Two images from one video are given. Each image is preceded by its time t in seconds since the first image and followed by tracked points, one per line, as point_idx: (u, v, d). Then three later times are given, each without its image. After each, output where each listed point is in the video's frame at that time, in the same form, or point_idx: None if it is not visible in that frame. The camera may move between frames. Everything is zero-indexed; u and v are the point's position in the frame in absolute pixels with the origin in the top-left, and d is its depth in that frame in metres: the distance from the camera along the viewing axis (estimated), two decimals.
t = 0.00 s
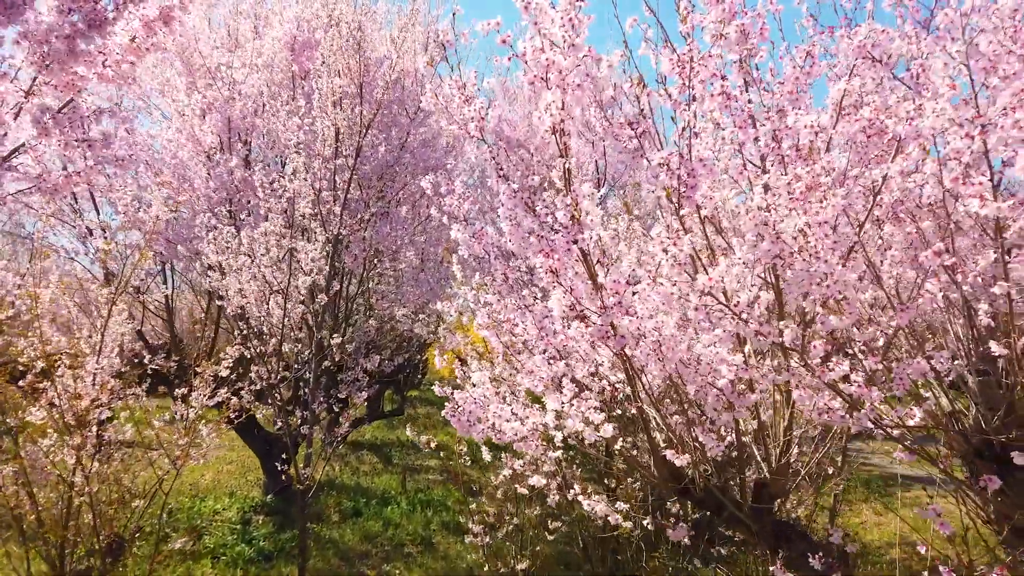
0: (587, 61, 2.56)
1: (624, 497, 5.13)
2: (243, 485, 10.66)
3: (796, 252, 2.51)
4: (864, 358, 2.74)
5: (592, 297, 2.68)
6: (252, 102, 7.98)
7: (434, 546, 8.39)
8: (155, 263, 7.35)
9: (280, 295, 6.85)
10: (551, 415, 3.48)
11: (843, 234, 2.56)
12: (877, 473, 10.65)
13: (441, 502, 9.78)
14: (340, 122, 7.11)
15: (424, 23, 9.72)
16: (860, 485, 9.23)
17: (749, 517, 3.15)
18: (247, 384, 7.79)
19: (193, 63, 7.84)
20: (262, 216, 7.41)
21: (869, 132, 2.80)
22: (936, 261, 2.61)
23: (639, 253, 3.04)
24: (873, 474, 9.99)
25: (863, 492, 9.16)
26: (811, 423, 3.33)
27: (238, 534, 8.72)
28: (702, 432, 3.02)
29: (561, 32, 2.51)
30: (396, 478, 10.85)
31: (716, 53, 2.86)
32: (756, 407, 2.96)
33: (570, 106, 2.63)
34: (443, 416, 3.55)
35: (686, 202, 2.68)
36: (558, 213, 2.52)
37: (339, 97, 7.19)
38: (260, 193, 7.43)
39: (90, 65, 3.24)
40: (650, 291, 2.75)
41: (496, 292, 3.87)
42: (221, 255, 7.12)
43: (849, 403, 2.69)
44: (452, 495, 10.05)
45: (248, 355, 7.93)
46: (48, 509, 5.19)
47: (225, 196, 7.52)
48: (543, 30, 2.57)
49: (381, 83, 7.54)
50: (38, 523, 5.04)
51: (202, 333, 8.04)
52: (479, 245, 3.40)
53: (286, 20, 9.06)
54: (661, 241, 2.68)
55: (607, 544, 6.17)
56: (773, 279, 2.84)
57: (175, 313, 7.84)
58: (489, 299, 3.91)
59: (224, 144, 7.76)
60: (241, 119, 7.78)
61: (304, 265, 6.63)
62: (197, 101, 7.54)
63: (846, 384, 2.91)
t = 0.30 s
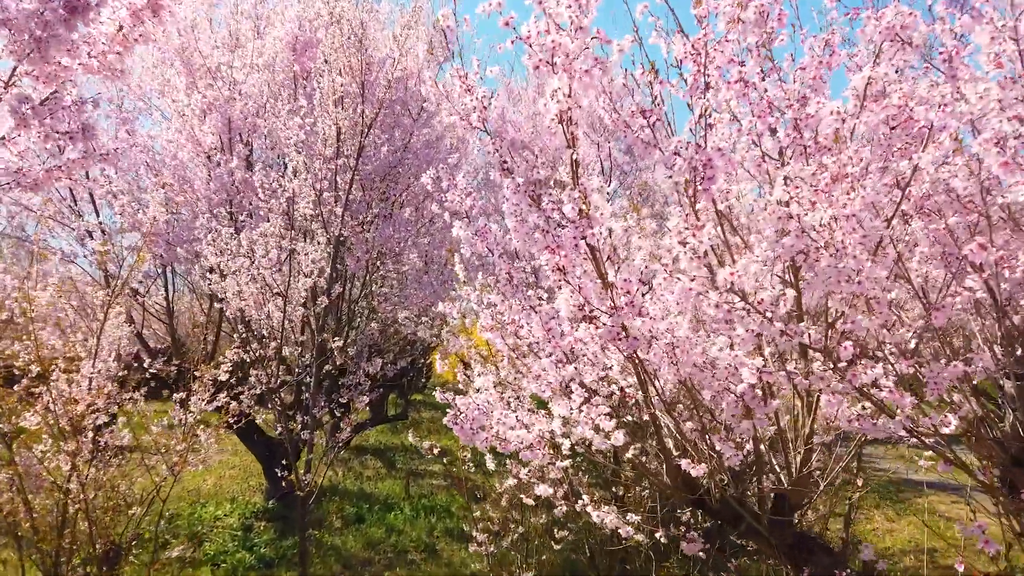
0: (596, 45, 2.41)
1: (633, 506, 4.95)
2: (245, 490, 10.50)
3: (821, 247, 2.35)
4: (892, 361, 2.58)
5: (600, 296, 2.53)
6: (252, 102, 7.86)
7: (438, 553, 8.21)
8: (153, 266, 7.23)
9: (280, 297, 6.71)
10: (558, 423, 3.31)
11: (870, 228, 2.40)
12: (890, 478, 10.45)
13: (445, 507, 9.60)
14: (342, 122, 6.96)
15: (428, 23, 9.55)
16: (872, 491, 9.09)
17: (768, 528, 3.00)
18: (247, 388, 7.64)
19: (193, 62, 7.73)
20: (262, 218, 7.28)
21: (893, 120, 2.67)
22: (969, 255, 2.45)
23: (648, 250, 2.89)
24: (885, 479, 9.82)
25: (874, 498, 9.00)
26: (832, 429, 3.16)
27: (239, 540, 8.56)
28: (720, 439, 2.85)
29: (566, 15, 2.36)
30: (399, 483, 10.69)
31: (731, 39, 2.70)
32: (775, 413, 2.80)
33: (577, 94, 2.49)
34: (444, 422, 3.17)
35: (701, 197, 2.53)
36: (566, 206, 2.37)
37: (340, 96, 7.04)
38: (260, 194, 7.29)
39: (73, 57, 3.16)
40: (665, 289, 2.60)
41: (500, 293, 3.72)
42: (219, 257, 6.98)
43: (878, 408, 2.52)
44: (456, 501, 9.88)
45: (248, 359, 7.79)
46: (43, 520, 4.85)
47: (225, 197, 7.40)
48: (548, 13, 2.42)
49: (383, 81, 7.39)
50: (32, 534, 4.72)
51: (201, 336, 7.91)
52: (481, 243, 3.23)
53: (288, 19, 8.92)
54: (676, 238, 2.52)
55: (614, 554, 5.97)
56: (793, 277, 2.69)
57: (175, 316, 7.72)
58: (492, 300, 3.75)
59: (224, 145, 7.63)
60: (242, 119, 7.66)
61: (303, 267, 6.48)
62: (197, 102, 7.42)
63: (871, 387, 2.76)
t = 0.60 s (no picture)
0: (610, 30, 2.30)
1: (645, 514, 4.81)
2: (249, 496, 10.40)
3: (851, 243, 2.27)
4: (924, 362, 2.44)
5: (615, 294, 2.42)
6: (256, 103, 7.76)
7: (443, 561, 8.06)
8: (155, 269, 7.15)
9: (283, 300, 6.60)
10: (569, 428, 3.19)
11: (897, 223, 2.29)
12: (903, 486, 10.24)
13: (450, 514, 9.46)
14: (346, 122, 6.86)
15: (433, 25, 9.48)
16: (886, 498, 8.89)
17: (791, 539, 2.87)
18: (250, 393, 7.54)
19: (197, 64, 7.68)
20: (265, 219, 7.18)
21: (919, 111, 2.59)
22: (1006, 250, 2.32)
23: (664, 247, 2.77)
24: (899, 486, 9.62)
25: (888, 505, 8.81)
26: (857, 434, 3.02)
27: (242, 547, 8.45)
28: (739, 445, 2.73)
29: None
30: (404, 489, 10.55)
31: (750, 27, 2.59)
32: (798, 418, 2.66)
33: (589, 84, 2.39)
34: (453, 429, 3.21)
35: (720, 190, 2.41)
36: (580, 201, 2.27)
37: (344, 96, 6.95)
38: (264, 196, 7.21)
39: (66, 50, 3.17)
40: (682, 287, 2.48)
41: (508, 294, 3.60)
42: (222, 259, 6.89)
43: (909, 412, 2.38)
44: (461, 507, 9.73)
45: (251, 363, 7.69)
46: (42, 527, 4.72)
47: (229, 200, 7.32)
48: None
49: (388, 82, 7.30)
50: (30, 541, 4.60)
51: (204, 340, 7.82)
52: (488, 242, 3.12)
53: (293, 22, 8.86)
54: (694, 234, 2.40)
55: (624, 563, 5.81)
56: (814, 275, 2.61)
57: (178, 319, 7.64)
58: (500, 301, 3.63)
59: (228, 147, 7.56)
60: (246, 121, 7.59)
61: (306, 269, 6.37)
62: (200, 103, 7.37)
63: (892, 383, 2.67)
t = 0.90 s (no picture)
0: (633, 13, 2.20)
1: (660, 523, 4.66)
2: (253, 502, 10.29)
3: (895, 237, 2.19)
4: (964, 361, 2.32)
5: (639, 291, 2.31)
6: (262, 105, 7.70)
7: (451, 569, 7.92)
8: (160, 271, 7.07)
9: (289, 303, 6.50)
10: (586, 432, 3.06)
11: (938, 214, 2.16)
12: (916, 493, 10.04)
13: (457, 521, 9.32)
14: (353, 123, 6.79)
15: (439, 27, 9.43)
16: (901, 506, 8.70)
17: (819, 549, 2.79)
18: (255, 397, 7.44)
19: (203, 66, 7.66)
20: (270, 222, 7.10)
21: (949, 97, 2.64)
22: None
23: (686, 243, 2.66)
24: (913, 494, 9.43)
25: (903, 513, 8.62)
26: (888, 439, 2.89)
27: (247, 553, 8.32)
28: (768, 451, 2.60)
29: None
30: (410, 496, 10.42)
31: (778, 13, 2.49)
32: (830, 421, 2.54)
33: (610, 71, 2.28)
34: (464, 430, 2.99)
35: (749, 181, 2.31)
36: (601, 193, 2.16)
37: (351, 98, 6.88)
38: (269, 198, 7.14)
39: (65, 41, 3.24)
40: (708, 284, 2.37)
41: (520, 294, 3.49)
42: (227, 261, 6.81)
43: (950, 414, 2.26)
44: (468, 514, 9.59)
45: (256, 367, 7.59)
46: (43, 534, 4.57)
47: (234, 202, 7.24)
48: None
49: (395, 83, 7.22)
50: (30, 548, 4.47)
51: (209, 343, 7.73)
52: (501, 240, 3.01)
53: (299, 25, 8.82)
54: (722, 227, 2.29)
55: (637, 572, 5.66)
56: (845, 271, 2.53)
57: (183, 323, 7.56)
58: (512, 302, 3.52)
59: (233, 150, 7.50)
60: (252, 123, 7.54)
61: (313, 272, 6.27)
62: (206, 105, 7.32)
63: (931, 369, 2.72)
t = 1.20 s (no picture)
0: None
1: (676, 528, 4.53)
2: (257, 505, 10.17)
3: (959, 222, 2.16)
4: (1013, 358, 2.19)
5: (668, 283, 2.17)
6: (266, 103, 7.62)
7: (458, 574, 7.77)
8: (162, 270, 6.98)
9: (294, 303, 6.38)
10: (605, 434, 2.93)
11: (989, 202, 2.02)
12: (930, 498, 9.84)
13: (464, 525, 9.17)
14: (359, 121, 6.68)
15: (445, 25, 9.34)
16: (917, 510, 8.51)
17: (852, 557, 2.71)
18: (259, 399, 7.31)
19: (208, 65, 7.63)
20: (275, 220, 6.99)
21: (986, 84, 2.60)
22: None
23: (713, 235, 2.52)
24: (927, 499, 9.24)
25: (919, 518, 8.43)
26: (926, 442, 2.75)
27: (251, 557, 8.20)
28: (802, 454, 2.46)
29: None
30: (416, 499, 10.28)
31: None
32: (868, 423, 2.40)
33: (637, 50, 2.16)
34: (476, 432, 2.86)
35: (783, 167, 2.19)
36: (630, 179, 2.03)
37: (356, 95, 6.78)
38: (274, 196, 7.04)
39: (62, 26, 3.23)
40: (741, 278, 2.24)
41: (534, 291, 3.37)
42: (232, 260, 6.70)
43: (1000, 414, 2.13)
44: (475, 518, 9.45)
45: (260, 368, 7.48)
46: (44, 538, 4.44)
47: (238, 201, 7.14)
48: None
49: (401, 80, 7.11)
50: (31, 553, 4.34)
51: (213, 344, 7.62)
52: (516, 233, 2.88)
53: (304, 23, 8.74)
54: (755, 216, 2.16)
55: None
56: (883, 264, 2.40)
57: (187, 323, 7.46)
58: (525, 298, 3.39)
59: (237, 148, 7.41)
60: (257, 121, 7.46)
61: (319, 271, 6.15)
62: (211, 103, 7.25)
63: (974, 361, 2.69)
